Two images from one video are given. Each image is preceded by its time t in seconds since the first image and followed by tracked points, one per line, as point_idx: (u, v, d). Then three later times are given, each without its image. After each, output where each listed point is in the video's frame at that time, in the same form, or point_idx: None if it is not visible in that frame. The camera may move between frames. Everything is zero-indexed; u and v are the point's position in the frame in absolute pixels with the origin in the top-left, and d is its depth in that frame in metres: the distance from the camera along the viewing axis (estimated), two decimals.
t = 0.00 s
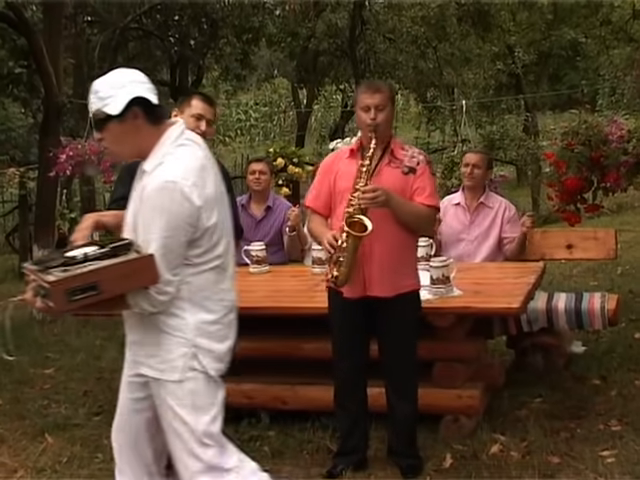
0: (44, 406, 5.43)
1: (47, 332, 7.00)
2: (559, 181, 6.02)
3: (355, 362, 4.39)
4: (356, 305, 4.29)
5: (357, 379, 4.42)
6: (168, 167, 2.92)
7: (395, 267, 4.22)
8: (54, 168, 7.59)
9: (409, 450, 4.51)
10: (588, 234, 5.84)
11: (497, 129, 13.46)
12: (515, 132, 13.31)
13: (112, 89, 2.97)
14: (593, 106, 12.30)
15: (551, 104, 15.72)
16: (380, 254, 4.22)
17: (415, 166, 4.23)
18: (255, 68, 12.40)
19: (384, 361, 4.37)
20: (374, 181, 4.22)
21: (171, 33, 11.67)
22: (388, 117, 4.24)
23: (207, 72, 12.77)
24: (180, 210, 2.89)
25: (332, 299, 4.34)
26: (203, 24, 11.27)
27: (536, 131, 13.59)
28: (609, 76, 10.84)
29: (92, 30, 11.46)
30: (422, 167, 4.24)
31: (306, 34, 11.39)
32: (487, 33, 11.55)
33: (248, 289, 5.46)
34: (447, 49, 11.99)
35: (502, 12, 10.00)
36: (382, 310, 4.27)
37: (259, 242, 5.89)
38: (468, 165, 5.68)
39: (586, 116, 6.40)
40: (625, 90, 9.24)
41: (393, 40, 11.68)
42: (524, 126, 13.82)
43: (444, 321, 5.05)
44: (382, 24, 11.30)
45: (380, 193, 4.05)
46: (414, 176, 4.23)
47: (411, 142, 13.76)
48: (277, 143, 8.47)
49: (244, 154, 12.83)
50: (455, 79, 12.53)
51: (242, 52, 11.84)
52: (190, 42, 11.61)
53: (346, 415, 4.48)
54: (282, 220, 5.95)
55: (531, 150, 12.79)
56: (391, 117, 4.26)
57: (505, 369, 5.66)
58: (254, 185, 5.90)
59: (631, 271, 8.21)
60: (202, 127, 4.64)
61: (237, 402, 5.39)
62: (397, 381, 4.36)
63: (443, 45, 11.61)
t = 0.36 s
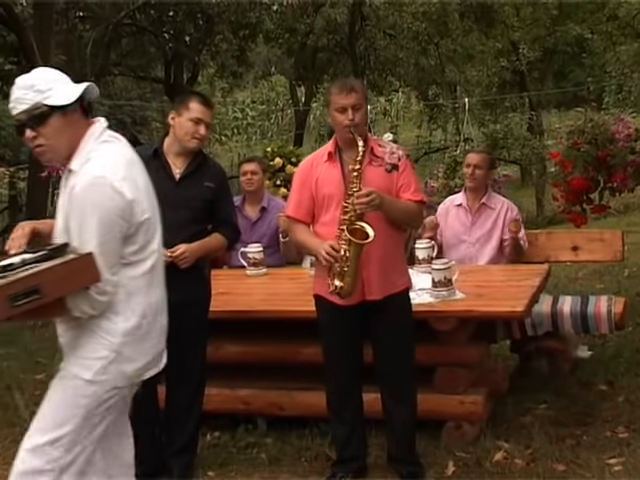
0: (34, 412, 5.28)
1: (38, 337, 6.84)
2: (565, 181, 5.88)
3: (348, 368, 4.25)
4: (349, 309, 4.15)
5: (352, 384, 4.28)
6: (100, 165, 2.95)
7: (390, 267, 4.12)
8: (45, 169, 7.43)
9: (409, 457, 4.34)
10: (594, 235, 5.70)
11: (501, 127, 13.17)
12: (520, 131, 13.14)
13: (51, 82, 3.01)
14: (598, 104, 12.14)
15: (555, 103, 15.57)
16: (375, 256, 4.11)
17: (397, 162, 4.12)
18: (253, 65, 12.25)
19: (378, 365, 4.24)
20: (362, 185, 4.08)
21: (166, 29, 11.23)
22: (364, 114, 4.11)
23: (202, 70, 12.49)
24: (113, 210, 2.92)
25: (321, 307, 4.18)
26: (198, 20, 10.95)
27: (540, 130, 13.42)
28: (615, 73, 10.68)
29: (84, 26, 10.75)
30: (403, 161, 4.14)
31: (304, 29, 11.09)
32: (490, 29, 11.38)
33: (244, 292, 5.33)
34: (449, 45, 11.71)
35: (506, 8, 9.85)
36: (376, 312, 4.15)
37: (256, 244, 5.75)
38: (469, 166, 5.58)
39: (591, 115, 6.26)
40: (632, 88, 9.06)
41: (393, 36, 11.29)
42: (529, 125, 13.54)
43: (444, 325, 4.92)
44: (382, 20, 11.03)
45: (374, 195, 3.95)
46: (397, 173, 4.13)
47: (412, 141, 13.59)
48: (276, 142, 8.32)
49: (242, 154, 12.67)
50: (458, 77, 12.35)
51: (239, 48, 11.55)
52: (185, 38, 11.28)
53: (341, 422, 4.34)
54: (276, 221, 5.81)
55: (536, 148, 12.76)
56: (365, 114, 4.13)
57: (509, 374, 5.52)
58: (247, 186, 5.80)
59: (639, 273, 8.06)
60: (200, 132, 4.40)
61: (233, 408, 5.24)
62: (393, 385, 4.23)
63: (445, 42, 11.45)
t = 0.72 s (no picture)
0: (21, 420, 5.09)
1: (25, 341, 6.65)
2: (570, 180, 5.84)
3: (344, 373, 4.06)
4: (344, 312, 3.98)
5: (347, 391, 4.09)
6: None
7: (382, 268, 3.97)
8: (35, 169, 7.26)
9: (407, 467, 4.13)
10: (600, 236, 5.49)
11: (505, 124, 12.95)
12: (524, 128, 12.93)
13: None
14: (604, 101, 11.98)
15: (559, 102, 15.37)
16: (367, 257, 3.95)
17: (388, 160, 3.96)
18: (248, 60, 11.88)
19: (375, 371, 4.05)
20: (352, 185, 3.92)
21: (157, 22, 11.43)
22: (353, 111, 3.92)
23: (194, 65, 12.44)
24: None
25: (315, 311, 4.01)
26: (191, 13, 10.97)
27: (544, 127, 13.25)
28: (622, 69, 10.53)
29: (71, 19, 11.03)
30: (395, 159, 3.97)
31: (300, 24, 10.83)
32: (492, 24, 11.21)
33: (238, 295, 5.17)
34: (451, 39, 11.66)
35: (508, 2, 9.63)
36: (372, 314, 3.98)
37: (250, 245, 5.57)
38: (458, 164, 5.41)
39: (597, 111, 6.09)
40: None
41: (393, 30, 11.07)
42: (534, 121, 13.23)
43: (446, 329, 4.75)
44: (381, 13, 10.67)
45: (361, 196, 3.78)
46: (389, 171, 3.96)
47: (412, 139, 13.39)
48: (272, 140, 8.14)
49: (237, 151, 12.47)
50: (460, 72, 12.16)
51: (232, 43, 11.64)
52: (177, 33, 11.27)
53: (337, 431, 4.12)
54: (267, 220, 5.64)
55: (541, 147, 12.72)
56: (354, 111, 3.95)
57: (513, 380, 5.34)
58: (232, 187, 5.63)
59: None
60: (181, 125, 4.30)
61: (227, 416, 5.07)
62: (391, 391, 4.04)
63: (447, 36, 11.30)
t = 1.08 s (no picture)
0: (5, 431, 4.89)
1: (12, 348, 6.44)
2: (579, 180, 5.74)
3: (342, 380, 3.87)
4: (340, 315, 3.79)
5: (345, 398, 3.89)
6: None
7: (380, 274, 3.74)
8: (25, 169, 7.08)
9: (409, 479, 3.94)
10: (610, 238, 5.28)
11: (510, 122, 12.85)
12: (530, 126, 12.75)
13: None
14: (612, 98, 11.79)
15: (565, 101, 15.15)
16: (364, 260, 3.73)
17: (395, 162, 3.74)
18: (242, 55, 11.80)
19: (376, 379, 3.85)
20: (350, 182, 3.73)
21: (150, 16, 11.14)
22: (363, 108, 3.71)
23: (189, 60, 12.31)
24: None
25: (313, 312, 3.84)
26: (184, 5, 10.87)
27: (550, 124, 13.06)
28: (633, 64, 10.35)
29: (61, 14, 10.97)
30: (404, 162, 3.74)
31: (298, 19, 10.59)
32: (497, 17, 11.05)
33: (233, 299, 4.97)
34: (454, 33, 11.34)
35: None
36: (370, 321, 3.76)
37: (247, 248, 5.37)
38: (459, 165, 5.22)
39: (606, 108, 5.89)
40: None
41: (394, 24, 10.76)
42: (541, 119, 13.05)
43: (449, 335, 4.56)
44: (382, 8, 10.57)
45: (353, 190, 3.55)
46: (394, 173, 3.74)
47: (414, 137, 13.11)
48: (270, 139, 7.93)
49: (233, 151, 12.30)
50: (464, 67, 11.98)
51: (227, 38, 11.48)
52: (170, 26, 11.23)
53: (333, 439, 3.95)
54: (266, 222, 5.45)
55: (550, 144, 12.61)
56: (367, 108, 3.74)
57: (519, 387, 5.14)
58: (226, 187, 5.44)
59: None
60: (157, 122, 4.07)
61: (221, 425, 4.87)
62: (392, 400, 3.83)
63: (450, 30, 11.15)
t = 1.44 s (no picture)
0: None
1: None
2: (586, 181, 5.41)
3: (348, 389, 3.63)
4: (348, 319, 3.56)
5: (350, 409, 3.65)
6: None
7: (389, 278, 3.50)
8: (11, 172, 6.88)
9: None
10: (618, 242, 5.15)
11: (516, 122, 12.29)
12: (534, 125, 12.25)
13: None
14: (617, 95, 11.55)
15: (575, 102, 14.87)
16: (373, 263, 3.51)
17: (418, 166, 3.50)
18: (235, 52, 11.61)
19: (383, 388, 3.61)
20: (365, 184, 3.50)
21: (138, 12, 10.91)
22: (388, 107, 3.48)
23: (179, 58, 11.91)
24: None
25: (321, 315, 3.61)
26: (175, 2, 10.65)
27: (556, 123, 12.60)
28: None
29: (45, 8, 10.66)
30: (427, 166, 3.49)
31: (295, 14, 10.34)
32: (501, 12, 10.99)
33: (227, 306, 4.78)
34: (455, 29, 11.14)
35: None
36: (380, 327, 3.53)
37: (241, 253, 5.17)
38: (469, 165, 5.04)
39: (615, 106, 5.67)
40: None
41: (393, 20, 10.96)
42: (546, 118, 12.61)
43: (452, 343, 4.36)
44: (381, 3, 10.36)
45: (363, 188, 3.33)
46: (416, 177, 3.49)
47: (415, 137, 12.73)
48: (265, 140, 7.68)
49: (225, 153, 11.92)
50: (467, 65, 11.56)
51: (220, 34, 11.18)
52: (160, 22, 10.87)
53: (333, 451, 3.68)
54: (266, 226, 5.26)
55: (555, 146, 11.98)
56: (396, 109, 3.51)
57: (524, 398, 4.94)
58: (230, 190, 5.24)
59: None
60: (125, 121, 3.87)
61: (214, 437, 4.67)
62: (398, 413, 3.60)
63: (451, 25, 11.03)
